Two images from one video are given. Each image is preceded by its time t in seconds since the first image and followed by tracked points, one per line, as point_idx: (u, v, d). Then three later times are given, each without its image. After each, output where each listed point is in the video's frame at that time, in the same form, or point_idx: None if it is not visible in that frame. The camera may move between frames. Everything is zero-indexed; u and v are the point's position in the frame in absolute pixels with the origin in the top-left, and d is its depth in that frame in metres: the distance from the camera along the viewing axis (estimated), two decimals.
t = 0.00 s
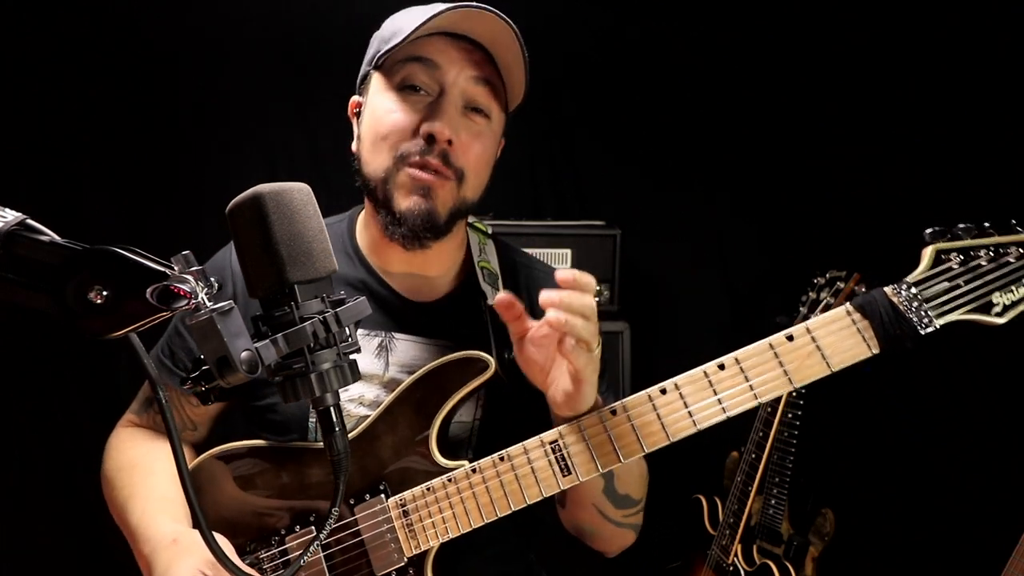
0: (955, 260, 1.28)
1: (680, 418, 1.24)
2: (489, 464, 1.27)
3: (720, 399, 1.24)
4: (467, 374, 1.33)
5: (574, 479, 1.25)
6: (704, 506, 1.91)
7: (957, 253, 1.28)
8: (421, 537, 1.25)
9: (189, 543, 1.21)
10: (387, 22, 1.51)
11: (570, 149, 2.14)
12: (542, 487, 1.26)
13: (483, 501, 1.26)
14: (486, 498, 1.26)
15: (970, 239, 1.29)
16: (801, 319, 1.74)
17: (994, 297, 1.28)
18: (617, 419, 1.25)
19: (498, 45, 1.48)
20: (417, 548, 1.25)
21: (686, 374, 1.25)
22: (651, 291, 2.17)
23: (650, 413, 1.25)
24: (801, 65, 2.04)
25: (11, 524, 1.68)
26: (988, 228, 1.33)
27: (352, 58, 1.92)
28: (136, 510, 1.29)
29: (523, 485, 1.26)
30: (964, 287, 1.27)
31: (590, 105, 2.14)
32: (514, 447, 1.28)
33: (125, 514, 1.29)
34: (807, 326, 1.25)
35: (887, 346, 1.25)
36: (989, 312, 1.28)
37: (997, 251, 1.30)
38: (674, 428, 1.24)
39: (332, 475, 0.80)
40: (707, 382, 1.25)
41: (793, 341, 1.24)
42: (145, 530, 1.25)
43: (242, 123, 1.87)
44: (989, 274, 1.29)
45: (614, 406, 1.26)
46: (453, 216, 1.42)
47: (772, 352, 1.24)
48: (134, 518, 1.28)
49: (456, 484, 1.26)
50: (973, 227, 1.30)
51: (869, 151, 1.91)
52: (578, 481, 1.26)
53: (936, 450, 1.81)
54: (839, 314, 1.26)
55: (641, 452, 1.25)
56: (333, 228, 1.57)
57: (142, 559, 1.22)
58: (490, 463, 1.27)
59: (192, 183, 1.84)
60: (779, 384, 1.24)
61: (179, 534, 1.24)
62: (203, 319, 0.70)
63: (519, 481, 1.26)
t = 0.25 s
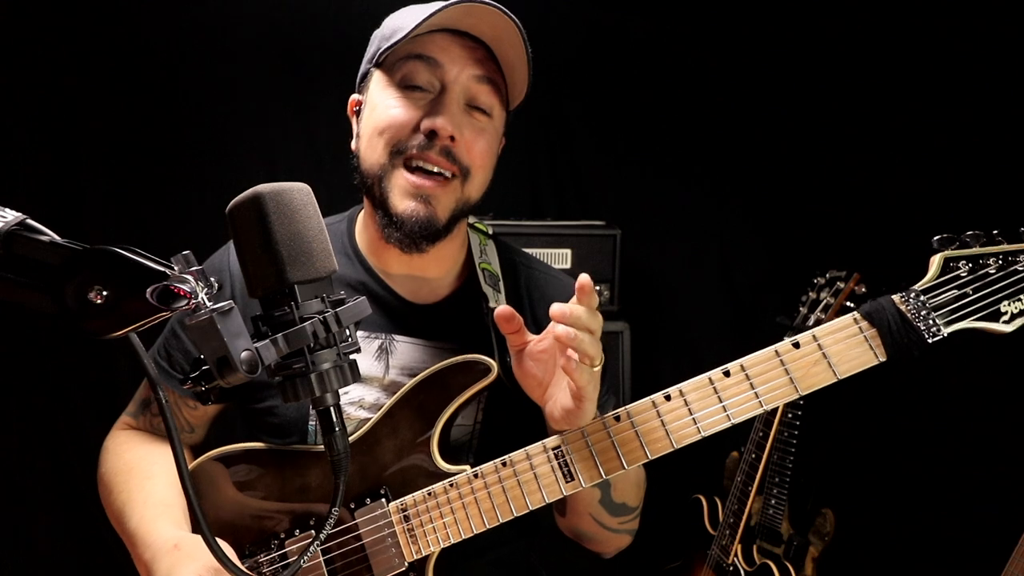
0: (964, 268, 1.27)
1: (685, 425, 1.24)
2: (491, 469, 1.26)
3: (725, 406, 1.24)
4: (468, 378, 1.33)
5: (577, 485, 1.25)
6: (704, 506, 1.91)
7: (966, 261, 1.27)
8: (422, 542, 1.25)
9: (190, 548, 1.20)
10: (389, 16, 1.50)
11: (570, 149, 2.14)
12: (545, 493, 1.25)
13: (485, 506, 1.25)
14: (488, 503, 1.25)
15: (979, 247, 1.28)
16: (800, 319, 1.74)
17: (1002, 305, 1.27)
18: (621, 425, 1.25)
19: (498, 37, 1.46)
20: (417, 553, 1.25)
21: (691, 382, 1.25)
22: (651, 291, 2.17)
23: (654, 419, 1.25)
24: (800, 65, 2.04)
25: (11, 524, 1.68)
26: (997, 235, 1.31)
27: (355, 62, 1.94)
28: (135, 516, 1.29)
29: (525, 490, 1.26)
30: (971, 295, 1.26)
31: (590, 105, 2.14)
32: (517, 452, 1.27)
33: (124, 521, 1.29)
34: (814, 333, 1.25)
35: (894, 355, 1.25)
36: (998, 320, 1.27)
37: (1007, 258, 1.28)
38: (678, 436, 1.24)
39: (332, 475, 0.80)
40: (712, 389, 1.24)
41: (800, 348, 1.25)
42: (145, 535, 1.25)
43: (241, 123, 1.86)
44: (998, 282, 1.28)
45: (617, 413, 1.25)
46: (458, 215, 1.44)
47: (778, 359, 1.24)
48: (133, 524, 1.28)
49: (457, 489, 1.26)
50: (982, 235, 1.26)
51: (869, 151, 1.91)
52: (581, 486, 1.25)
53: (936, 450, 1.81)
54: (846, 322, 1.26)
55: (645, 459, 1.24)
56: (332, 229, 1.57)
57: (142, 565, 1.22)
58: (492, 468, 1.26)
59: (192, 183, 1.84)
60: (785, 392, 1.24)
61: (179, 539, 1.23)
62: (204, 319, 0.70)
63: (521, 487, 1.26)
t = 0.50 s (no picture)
0: (973, 278, 1.27)
1: (688, 433, 1.25)
2: (493, 474, 1.26)
3: (729, 414, 1.25)
4: (469, 381, 1.33)
5: (579, 492, 1.25)
6: (704, 506, 1.91)
7: (975, 271, 1.27)
8: (423, 546, 1.25)
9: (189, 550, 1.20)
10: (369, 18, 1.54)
11: (570, 149, 2.14)
12: (547, 499, 1.26)
13: (486, 511, 1.26)
14: (489, 508, 1.26)
15: (989, 258, 1.28)
16: (801, 320, 1.74)
17: (1011, 317, 1.26)
18: (624, 432, 1.26)
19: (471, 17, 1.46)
20: (418, 557, 1.25)
21: (695, 390, 1.26)
22: (651, 291, 2.17)
23: (657, 427, 1.26)
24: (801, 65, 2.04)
25: (12, 523, 1.68)
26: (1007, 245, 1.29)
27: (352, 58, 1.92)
28: (133, 516, 1.28)
29: (527, 496, 1.26)
30: (981, 307, 1.26)
31: (590, 105, 2.14)
32: (519, 457, 1.28)
33: (122, 521, 1.28)
34: (820, 342, 1.26)
35: (901, 364, 1.26)
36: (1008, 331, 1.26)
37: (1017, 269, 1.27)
38: (681, 442, 1.25)
39: (332, 476, 0.80)
40: (716, 398, 1.26)
41: (806, 357, 1.26)
42: (143, 536, 1.25)
43: (241, 123, 1.86)
44: (1008, 295, 1.27)
45: (621, 420, 1.26)
46: (448, 197, 1.42)
47: (783, 368, 1.26)
48: (131, 525, 1.27)
49: (459, 494, 1.26)
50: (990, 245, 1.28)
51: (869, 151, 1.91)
52: (583, 493, 1.26)
53: (936, 451, 1.81)
54: (853, 332, 1.27)
55: (647, 466, 1.26)
56: (332, 229, 1.57)
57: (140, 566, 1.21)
58: (494, 473, 1.26)
59: (191, 182, 1.83)
60: (790, 401, 1.25)
61: (177, 540, 1.23)
62: (204, 319, 0.70)
63: (523, 492, 1.26)
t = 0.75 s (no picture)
0: (972, 276, 1.27)
1: (687, 431, 1.25)
2: (492, 473, 1.26)
3: (728, 413, 1.25)
4: (469, 381, 1.33)
5: (579, 491, 1.25)
6: (704, 505, 1.91)
7: (974, 269, 1.27)
8: (422, 546, 1.24)
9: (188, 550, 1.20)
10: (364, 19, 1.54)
11: (570, 148, 2.14)
12: (546, 498, 1.26)
13: (485, 511, 1.26)
14: (489, 508, 1.26)
15: (988, 255, 1.28)
16: (801, 319, 1.74)
17: (1010, 314, 1.26)
18: (623, 431, 1.26)
19: (466, 17, 1.47)
20: (417, 557, 1.24)
21: (694, 388, 1.26)
22: (651, 291, 2.17)
23: (656, 426, 1.26)
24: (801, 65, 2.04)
25: (12, 523, 1.68)
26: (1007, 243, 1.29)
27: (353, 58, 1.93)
28: (133, 516, 1.28)
29: (526, 495, 1.26)
30: (980, 304, 1.26)
31: (590, 104, 2.14)
32: (518, 456, 1.27)
33: (122, 521, 1.28)
34: (819, 341, 1.26)
35: (900, 363, 1.26)
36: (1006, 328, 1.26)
37: (1015, 267, 1.27)
38: (680, 441, 1.25)
39: (332, 475, 0.80)
40: (715, 396, 1.25)
41: (805, 355, 1.26)
42: (142, 536, 1.24)
43: (241, 123, 1.86)
44: (1007, 292, 1.27)
45: (620, 419, 1.27)
46: (450, 196, 1.42)
47: (782, 366, 1.26)
48: (131, 525, 1.27)
49: (458, 493, 1.26)
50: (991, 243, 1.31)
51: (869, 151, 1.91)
52: (583, 492, 1.26)
53: (936, 451, 1.81)
54: (852, 330, 1.27)
55: (646, 465, 1.26)
56: (331, 229, 1.57)
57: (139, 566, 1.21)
58: (493, 472, 1.26)
59: (191, 182, 1.84)
60: (789, 399, 1.25)
61: (177, 540, 1.22)
62: (203, 319, 0.70)
63: (522, 492, 1.26)
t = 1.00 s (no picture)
0: (972, 280, 1.27)
1: (687, 433, 1.25)
2: (492, 474, 1.26)
3: (728, 415, 1.25)
4: (470, 381, 1.33)
5: (579, 492, 1.25)
6: (704, 505, 1.91)
7: (973, 274, 1.27)
8: (422, 545, 1.24)
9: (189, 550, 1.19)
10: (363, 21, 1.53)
11: (570, 149, 2.14)
12: (546, 499, 1.26)
13: (486, 511, 1.26)
14: (489, 508, 1.26)
15: (987, 260, 1.28)
16: (801, 320, 1.74)
17: (1009, 318, 1.26)
18: (624, 432, 1.26)
19: (468, 20, 1.46)
20: (417, 556, 1.24)
21: (694, 390, 1.26)
22: (652, 291, 2.17)
23: (657, 428, 1.26)
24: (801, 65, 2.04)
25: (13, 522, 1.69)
26: (1006, 248, 1.28)
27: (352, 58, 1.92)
28: (133, 515, 1.28)
29: (526, 495, 1.26)
30: (978, 308, 1.26)
31: (590, 105, 2.14)
32: (518, 457, 1.27)
33: (123, 520, 1.28)
34: (819, 344, 1.26)
35: (899, 367, 1.26)
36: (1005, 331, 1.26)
37: (1013, 272, 1.27)
38: (680, 443, 1.25)
39: (332, 475, 0.80)
40: (715, 398, 1.26)
41: (805, 358, 1.26)
42: (143, 535, 1.24)
43: (242, 123, 1.86)
44: (1006, 296, 1.27)
45: (620, 420, 1.27)
46: (451, 199, 1.42)
47: (782, 368, 1.26)
48: (131, 524, 1.27)
49: (459, 493, 1.26)
50: (991, 247, 1.27)
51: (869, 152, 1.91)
52: (583, 493, 1.26)
53: (936, 452, 1.81)
54: (852, 333, 1.27)
55: (646, 466, 1.26)
56: (332, 229, 1.57)
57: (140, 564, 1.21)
58: (493, 472, 1.26)
59: (191, 182, 1.84)
60: (789, 402, 1.25)
61: (177, 540, 1.22)
62: (204, 319, 0.70)
63: (522, 492, 1.26)
